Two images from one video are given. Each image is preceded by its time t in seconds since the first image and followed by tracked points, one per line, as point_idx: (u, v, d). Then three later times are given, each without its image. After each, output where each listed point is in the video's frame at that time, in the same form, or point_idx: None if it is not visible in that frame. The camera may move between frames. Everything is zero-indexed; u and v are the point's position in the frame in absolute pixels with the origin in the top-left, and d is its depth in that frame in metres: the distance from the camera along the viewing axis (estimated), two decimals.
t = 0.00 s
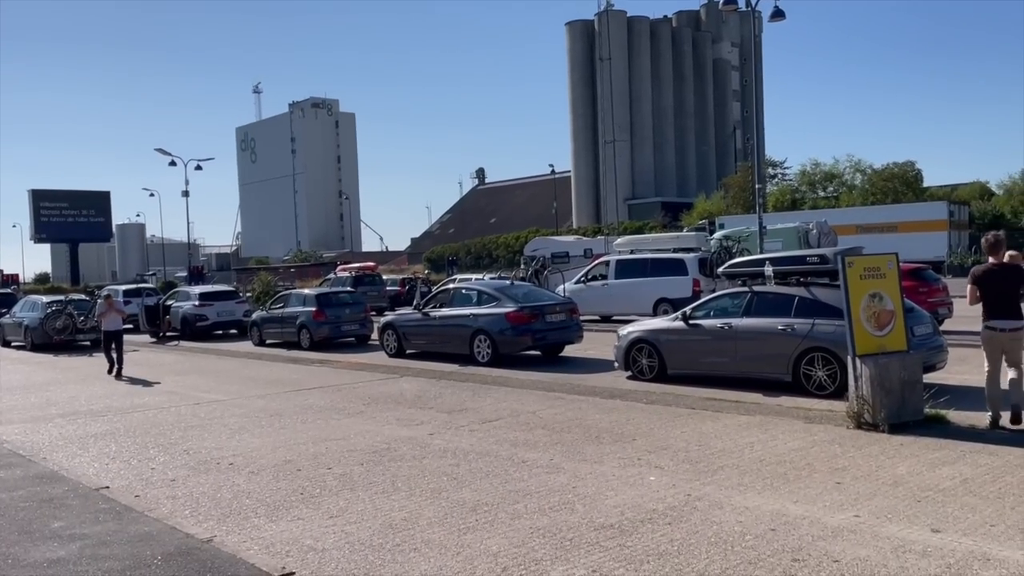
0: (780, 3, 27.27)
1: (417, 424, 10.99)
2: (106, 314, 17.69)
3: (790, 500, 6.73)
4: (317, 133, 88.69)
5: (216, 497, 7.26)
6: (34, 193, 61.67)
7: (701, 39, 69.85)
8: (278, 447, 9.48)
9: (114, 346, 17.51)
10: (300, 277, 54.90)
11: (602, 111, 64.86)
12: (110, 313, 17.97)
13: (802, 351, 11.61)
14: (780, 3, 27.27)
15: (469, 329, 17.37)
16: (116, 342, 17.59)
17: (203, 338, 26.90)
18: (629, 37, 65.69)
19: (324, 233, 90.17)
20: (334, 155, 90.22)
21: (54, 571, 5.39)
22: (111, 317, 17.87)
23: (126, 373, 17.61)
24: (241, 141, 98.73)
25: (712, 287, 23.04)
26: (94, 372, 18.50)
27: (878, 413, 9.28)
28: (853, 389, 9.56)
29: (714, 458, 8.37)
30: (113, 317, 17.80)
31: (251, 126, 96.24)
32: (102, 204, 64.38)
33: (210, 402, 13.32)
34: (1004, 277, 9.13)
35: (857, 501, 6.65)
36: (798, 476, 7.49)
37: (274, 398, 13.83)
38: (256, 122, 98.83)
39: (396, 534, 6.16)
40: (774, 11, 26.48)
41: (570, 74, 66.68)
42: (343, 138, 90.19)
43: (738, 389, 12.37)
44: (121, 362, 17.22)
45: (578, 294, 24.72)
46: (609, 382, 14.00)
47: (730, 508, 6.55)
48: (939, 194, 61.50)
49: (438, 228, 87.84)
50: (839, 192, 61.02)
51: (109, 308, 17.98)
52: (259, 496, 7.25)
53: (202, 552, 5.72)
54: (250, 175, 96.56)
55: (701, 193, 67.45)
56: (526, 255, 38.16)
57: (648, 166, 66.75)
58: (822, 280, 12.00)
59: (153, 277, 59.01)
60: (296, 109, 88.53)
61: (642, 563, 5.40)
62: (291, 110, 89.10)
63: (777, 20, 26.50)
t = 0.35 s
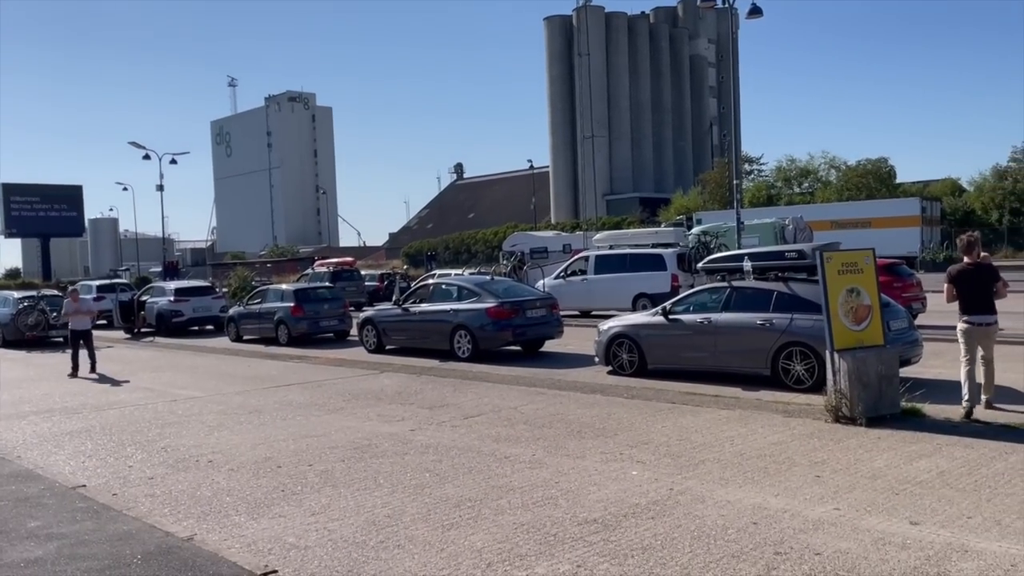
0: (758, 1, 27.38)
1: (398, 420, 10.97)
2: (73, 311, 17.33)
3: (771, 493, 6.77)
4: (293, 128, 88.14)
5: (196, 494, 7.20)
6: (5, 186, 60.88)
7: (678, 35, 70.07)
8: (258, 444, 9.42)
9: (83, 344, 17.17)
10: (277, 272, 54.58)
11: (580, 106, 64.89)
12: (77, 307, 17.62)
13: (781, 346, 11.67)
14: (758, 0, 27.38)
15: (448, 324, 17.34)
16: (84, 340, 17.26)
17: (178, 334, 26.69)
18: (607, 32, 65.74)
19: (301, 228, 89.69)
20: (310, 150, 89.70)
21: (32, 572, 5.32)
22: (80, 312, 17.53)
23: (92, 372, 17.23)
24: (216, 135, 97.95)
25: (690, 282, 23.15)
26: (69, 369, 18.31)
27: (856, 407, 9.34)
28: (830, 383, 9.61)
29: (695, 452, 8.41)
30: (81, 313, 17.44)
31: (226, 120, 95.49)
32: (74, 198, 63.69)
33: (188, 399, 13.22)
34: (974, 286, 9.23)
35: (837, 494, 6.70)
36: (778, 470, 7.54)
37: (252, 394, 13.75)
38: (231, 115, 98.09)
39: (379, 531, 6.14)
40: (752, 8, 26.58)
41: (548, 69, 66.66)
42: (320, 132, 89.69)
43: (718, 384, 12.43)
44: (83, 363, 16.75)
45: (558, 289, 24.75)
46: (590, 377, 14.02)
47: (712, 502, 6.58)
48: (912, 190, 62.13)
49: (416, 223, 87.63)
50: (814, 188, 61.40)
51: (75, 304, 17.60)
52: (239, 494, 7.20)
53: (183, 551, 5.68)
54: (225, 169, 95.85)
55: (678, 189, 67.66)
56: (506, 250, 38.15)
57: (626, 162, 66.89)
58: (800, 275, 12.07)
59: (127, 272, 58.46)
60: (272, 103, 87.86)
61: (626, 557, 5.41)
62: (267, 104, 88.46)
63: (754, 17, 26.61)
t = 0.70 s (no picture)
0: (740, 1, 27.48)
1: (383, 419, 10.91)
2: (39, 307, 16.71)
3: (760, 491, 6.78)
4: (271, 124, 87.58)
5: (181, 494, 7.13)
6: None
7: (658, 34, 70.25)
8: (243, 443, 9.34)
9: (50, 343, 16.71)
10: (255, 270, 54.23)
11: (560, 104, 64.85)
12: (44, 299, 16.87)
13: (765, 344, 11.70)
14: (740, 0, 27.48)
15: (432, 322, 17.28)
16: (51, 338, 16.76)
17: (156, 332, 26.45)
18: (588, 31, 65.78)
19: (280, 225, 89.20)
20: (289, 147, 89.21)
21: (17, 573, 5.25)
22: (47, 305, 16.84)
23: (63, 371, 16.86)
24: (193, 131, 97.18)
25: (672, 281, 23.19)
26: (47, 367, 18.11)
27: (841, 405, 9.38)
28: (815, 381, 9.65)
29: (683, 450, 8.41)
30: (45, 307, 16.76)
31: (204, 116, 94.73)
32: (46, 193, 62.98)
33: (169, 397, 13.08)
34: (959, 276, 9.41)
35: (825, 492, 6.73)
36: (766, 467, 7.56)
37: (234, 393, 13.64)
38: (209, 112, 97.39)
39: (369, 530, 6.11)
40: (734, 8, 26.67)
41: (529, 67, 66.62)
42: (299, 129, 89.23)
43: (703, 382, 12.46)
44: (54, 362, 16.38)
45: (540, 288, 24.73)
46: (574, 376, 14.01)
47: (701, 501, 6.58)
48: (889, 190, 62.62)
49: (395, 221, 87.35)
50: (792, 187, 61.81)
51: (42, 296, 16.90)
52: (225, 494, 7.14)
53: (171, 551, 5.63)
54: (203, 166, 95.18)
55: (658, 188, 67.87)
56: (487, 249, 38.11)
57: (606, 161, 66.95)
58: (784, 274, 12.11)
59: (102, 270, 57.83)
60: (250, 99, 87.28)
61: (619, 556, 5.40)
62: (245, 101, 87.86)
63: (737, 17, 26.70)
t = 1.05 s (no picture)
0: None
1: (405, 417, 10.93)
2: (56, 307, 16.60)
3: (787, 492, 6.75)
4: (287, 124, 87.92)
5: (209, 490, 7.18)
6: None
7: (674, 34, 70.02)
8: (267, 440, 9.39)
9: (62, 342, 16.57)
10: (271, 268, 54.43)
11: (576, 103, 64.74)
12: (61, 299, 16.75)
13: (786, 345, 11.65)
14: None
15: (450, 321, 17.30)
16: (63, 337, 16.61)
17: (175, 330, 26.60)
18: (603, 30, 65.66)
19: (294, 223, 89.52)
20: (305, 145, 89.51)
21: (52, 567, 5.32)
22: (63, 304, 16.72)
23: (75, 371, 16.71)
24: (210, 130, 97.70)
25: (689, 281, 23.10)
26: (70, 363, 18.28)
27: (864, 407, 9.33)
28: (838, 382, 9.61)
29: (706, 451, 8.39)
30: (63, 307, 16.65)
31: (220, 114, 95.17)
32: (63, 191, 63.38)
33: (191, 395, 13.16)
34: (983, 279, 9.35)
35: (853, 493, 6.70)
36: (791, 469, 7.52)
37: (255, 390, 13.71)
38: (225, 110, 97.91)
39: (396, 527, 6.15)
40: (754, 7, 26.56)
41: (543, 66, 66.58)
42: (314, 128, 89.52)
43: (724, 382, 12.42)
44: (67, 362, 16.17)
45: (556, 287, 24.71)
46: (594, 375, 13.99)
47: (728, 501, 6.57)
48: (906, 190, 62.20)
49: (410, 220, 87.50)
50: (808, 187, 61.48)
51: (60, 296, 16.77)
52: (253, 490, 7.18)
53: (203, 547, 5.69)
54: (218, 164, 95.68)
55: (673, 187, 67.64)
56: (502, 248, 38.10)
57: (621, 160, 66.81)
58: (805, 275, 12.05)
59: (119, 267, 58.18)
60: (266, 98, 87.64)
61: (648, 556, 5.41)
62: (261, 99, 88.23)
63: (757, 16, 26.58)
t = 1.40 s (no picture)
0: None
1: (440, 415, 10.96)
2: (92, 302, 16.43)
3: (829, 495, 6.68)
4: (319, 122, 88.53)
5: (250, 484, 7.26)
6: (35, 178, 61.62)
7: (707, 31, 69.51)
8: (305, 436, 9.46)
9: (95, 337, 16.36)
10: (303, 265, 54.79)
11: (608, 102, 64.56)
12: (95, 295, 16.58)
13: (825, 346, 11.52)
14: None
15: (483, 320, 17.32)
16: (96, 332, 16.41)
17: (211, 326, 26.87)
18: (634, 28, 65.33)
19: (326, 221, 90.08)
20: (336, 144, 90.05)
21: (102, 560, 5.41)
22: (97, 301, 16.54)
23: (111, 367, 16.83)
24: (243, 129, 98.61)
25: (723, 280, 22.92)
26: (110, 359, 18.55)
27: (907, 409, 9.20)
28: (880, 384, 9.49)
29: (745, 452, 8.33)
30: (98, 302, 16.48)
31: (253, 113, 96.03)
32: (101, 190, 64.24)
33: (228, 390, 13.30)
34: None
35: (897, 497, 6.60)
36: (834, 471, 7.43)
37: (291, 386, 13.82)
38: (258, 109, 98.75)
39: (437, 524, 6.18)
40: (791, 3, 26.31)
41: (574, 64, 66.41)
42: (346, 127, 90.04)
43: (761, 383, 12.31)
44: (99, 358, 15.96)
45: (587, 286, 24.64)
46: (628, 375, 13.93)
47: (770, 503, 6.51)
48: (944, 189, 61.30)
49: (440, 218, 87.71)
50: (843, 186, 60.80)
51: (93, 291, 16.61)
52: (293, 485, 7.25)
53: (247, 541, 5.76)
54: (251, 163, 96.58)
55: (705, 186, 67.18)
56: (532, 246, 38.05)
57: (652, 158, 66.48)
58: (845, 275, 11.90)
59: (154, 265, 58.89)
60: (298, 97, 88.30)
61: (690, 557, 5.39)
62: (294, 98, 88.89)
63: (794, 12, 26.33)
